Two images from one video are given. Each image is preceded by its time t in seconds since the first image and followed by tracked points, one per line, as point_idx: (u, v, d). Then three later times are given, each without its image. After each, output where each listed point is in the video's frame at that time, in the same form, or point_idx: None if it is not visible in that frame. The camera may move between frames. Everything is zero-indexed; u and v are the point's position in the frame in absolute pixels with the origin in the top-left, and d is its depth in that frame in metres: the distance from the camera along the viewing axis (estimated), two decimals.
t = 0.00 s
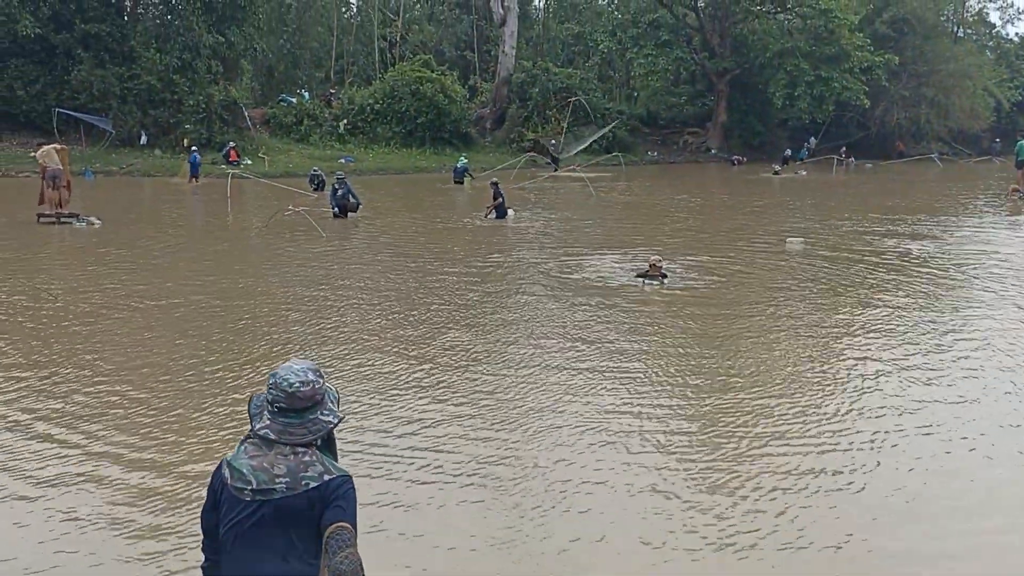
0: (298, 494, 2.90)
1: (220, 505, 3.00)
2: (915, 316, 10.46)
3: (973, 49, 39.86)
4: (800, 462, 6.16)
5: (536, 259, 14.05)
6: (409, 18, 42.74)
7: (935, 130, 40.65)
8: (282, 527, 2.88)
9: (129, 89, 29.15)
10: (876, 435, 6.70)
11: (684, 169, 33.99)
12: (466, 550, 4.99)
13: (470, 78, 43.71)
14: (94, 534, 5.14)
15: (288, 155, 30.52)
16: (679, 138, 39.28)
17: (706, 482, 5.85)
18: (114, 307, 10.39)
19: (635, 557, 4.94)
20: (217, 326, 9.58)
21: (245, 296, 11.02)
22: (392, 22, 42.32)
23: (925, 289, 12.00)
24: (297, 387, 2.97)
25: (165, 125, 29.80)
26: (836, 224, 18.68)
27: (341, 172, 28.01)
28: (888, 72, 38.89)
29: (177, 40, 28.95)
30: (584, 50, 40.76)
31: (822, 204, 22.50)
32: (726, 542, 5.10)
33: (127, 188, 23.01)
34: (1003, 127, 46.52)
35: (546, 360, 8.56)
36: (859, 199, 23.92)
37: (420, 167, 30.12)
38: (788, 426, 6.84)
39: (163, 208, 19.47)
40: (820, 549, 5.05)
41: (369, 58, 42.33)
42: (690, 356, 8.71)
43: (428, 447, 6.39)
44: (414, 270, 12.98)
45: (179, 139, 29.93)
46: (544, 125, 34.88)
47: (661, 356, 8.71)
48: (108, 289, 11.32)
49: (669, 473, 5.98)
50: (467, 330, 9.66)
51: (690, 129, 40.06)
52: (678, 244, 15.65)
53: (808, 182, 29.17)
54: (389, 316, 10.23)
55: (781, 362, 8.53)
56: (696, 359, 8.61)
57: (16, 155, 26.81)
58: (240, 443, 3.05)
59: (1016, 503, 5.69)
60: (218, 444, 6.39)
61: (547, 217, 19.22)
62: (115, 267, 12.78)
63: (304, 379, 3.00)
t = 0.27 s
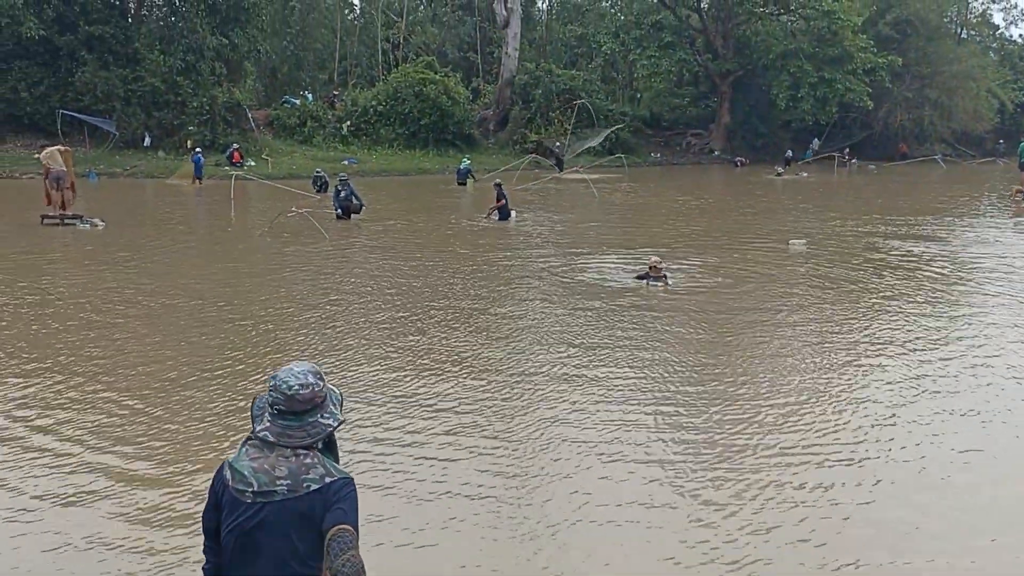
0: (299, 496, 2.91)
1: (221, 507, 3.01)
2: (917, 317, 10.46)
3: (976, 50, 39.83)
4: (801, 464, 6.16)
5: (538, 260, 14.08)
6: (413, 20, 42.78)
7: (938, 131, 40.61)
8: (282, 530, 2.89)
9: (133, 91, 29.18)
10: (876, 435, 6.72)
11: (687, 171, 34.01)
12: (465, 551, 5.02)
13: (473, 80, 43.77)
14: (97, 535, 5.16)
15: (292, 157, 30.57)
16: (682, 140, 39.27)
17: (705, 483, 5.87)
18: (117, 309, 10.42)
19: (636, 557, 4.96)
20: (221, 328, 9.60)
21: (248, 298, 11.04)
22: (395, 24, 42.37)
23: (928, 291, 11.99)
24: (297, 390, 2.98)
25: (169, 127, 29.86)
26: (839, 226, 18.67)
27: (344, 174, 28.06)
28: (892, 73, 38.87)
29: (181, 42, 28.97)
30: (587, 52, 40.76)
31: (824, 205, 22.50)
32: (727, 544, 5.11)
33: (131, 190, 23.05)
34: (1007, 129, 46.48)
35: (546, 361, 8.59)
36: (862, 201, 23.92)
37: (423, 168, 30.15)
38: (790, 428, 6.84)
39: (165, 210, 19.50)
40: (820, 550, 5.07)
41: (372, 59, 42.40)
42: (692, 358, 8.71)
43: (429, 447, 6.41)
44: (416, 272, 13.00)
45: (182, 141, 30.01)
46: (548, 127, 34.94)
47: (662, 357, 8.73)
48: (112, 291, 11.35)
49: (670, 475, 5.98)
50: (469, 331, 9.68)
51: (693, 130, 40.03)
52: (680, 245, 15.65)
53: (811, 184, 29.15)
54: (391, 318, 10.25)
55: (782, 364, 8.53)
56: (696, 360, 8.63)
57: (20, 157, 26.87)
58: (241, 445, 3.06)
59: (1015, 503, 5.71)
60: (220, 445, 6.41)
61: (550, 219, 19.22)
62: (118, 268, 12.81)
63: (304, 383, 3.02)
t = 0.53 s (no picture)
0: (300, 498, 2.89)
1: (221, 507, 2.99)
2: (920, 318, 10.43)
3: (980, 50, 39.78)
4: (804, 464, 6.15)
5: (541, 261, 14.07)
6: (416, 21, 42.76)
7: (942, 131, 40.56)
8: (282, 532, 2.88)
9: (136, 92, 29.18)
10: (879, 436, 6.71)
11: (690, 172, 33.96)
12: (467, 549, 5.00)
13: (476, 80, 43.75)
14: (98, 536, 5.15)
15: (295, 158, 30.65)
16: (685, 140, 39.19)
17: (708, 483, 5.85)
18: (120, 310, 10.41)
19: (638, 556, 4.95)
20: (223, 329, 9.58)
21: (250, 299, 11.03)
22: (398, 24, 42.35)
23: (931, 292, 11.95)
24: (300, 390, 2.96)
25: (172, 128, 29.91)
26: (842, 226, 18.64)
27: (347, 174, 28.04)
28: (895, 73, 38.84)
29: (184, 43, 29.02)
30: (590, 53, 40.79)
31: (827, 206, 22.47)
32: (730, 542, 5.10)
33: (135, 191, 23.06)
34: (1011, 129, 46.38)
35: (548, 361, 8.58)
36: (866, 201, 23.87)
37: (427, 169, 30.18)
38: (792, 429, 6.82)
39: (168, 211, 19.51)
40: (822, 549, 5.06)
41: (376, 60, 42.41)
42: (694, 359, 8.69)
43: (430, 446, 6.41)
44: (418, 273, 13.00)
45: (186, 142, 30.03)
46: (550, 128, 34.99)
47: (664, 358, 8.72)
48: (114, 292, 11.33)
49: (673, 476, 5.96)
50: (472, 331, 9.67)
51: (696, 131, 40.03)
52: (683, 246, 15.62)
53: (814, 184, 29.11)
54: (393, 318, 10.24)
55: (784, 364, 8.52)
56: (699, 361, 8.61)
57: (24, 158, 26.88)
58: (241, 446, 3.04)
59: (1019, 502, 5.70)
60: (221, 445, 6.40)
61: (553, 220, 19.21)
62: (120, 269, 12.82)
63: (306, 383, 2.99)
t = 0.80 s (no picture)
0: (300, 498, 2.89)
1: (220, 508, 2.98)
2: (922, 320, 10.41)
3: (982, 52, 39.75)
4: (805, 465, 6.15)
5: (542, 262, 14.08)
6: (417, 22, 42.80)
7: (944, 132, 40.54)
8: (283, 532, 2.87)
9: (139, 93, 29.08)
10: (880, 437, 6.71)
11: (693, 172, 33.93)
12: (469, 551, 5.00)
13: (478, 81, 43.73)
14: (98, 538, 5.12)
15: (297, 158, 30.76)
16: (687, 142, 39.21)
17: (709, 484, 5.85)
18: (121, 310, 10.41)
19: (641, 556, 4.95)
20: (225, 329, 9.58)
21: (252, 299, 11.02)
22: (400, 26, 42.35)
23: (934, 294, 11.94)
24: (299, 390, 2.95)
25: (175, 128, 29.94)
26: (844, 228, 18.63)
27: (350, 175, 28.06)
28: (897, 74, 38.82)
29: (186, 44, 29.09)
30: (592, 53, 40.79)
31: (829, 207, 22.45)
32: (732, 543, 5.10)
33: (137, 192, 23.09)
34: (1014, 131, 46.32)
35: (549, 362, 8.59)
36: (868, 203, 23.86)
37: (429, 170, 30.20)
38: (796, 430, 6.81)
39: (170, 211, 19.51)
40: (825, 550, 5.05)
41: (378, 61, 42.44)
42: (696, 360, 8.69)
43: (431, 447, 6.41)
44: (419, 273, 13.01)
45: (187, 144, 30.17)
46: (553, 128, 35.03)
47: (666, 359, 8.72)
48: (116, 293, 11.34)
49: (674, 476, 5.97)
50: (473, 332, 9.68)
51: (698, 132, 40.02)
52: (684, 248, 15.61)
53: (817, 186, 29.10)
54: (394, 319, 10.24)
55: (785, 365, 8.52)
56: (700, 362, 8.61)
57: (26, 159, 26.90)
58: (242, 446, 3.04)
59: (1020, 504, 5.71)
60: (222, 446, 6.39)
61: (554, 220, 19.19)
62: (121, 270, 12.82)
63: (305, 383, 2.99)
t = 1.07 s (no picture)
0: (300, 498, 2.89)
1: (222, 509, 2.98)
2: (925, 320, 10.39)
3: (985, 52, 39.67)
4: (807, 464, 6.15)
5: (544, 262, 14.06)
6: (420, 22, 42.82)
7: (947, 132, 40.46)
8: (283, 532, 2.87)
9: (141, 93, 29.19)
10: (881, 437, 6.71)
11: (696, 172, 33.91)
12: (471, 550, 5.00)
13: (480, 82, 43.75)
14: (101, 539, 5.13)
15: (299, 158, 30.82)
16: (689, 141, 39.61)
17: (711, 484, 5.86)
18: (123, 311, 10.41)
19: (642, 557, 4.95)
20: (227, 329, 9.59)
21: (254, 299, 11.03)
22: (402, 26, 42.34)
23: (936, 294, 11.91)
24: (299, 390, 2.97)
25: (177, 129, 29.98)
26: (846, 228, 18.60)
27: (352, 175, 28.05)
28: (900, 75, 38.78)
29: (188, 44, 29.14)
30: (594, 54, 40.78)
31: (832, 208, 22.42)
32: (734, 543, 5.10)
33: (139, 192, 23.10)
34: (1016, 131, 46.25)
35: (551, 362, 8.59)
36: (870, 203, 23.83)
37: (431, 170, 30.19)
38: (798, 430, 6.80)
39: (172, 211, 19.54)
40: (826, 550, 5.05)
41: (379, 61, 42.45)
42: (697, 359, 8.69)
43: (433, 447, 6.42)
44: (421, 273, 13.00)
45: (190, 144, 30.44)
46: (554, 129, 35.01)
47: (667, 358, 8.72)
48: (118, 293, 11.34)
49: (676, 476, 5.96)
50: (475, 332, 9.68)
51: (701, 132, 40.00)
52: (687, 248, 15.60)
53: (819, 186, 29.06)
54: (396, 319, 10.25)
55: (787, 365, 8.53)
56: (701, 362, 8.61)
57: (29, 159, 26.92)
58: (243, 446, 3.04)
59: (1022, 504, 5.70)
60: (225, 446, 6.39)
61: (556, 220, 19.19)
62: (124, 270, 12.83)
63: (305, 383, 3.00)
